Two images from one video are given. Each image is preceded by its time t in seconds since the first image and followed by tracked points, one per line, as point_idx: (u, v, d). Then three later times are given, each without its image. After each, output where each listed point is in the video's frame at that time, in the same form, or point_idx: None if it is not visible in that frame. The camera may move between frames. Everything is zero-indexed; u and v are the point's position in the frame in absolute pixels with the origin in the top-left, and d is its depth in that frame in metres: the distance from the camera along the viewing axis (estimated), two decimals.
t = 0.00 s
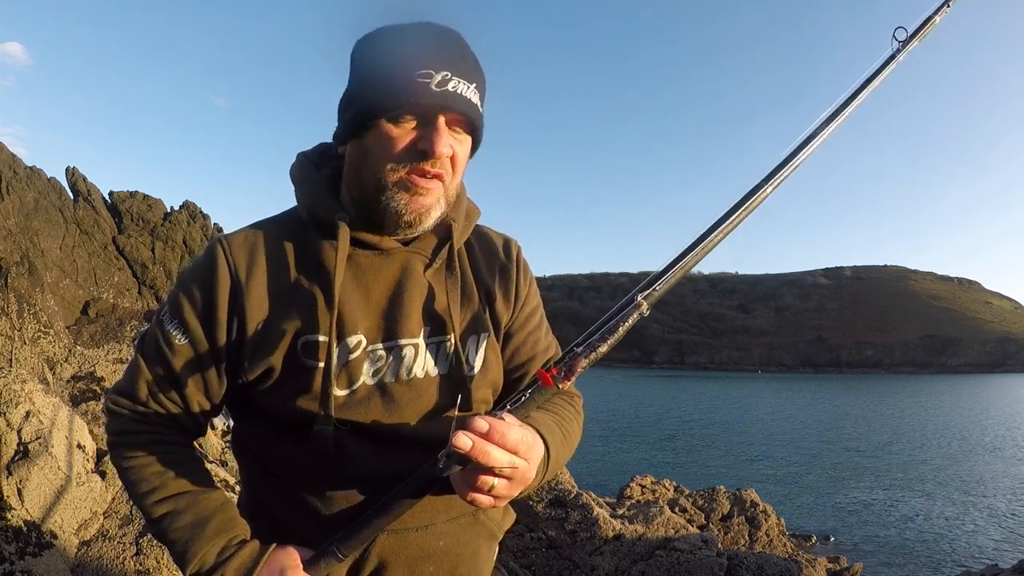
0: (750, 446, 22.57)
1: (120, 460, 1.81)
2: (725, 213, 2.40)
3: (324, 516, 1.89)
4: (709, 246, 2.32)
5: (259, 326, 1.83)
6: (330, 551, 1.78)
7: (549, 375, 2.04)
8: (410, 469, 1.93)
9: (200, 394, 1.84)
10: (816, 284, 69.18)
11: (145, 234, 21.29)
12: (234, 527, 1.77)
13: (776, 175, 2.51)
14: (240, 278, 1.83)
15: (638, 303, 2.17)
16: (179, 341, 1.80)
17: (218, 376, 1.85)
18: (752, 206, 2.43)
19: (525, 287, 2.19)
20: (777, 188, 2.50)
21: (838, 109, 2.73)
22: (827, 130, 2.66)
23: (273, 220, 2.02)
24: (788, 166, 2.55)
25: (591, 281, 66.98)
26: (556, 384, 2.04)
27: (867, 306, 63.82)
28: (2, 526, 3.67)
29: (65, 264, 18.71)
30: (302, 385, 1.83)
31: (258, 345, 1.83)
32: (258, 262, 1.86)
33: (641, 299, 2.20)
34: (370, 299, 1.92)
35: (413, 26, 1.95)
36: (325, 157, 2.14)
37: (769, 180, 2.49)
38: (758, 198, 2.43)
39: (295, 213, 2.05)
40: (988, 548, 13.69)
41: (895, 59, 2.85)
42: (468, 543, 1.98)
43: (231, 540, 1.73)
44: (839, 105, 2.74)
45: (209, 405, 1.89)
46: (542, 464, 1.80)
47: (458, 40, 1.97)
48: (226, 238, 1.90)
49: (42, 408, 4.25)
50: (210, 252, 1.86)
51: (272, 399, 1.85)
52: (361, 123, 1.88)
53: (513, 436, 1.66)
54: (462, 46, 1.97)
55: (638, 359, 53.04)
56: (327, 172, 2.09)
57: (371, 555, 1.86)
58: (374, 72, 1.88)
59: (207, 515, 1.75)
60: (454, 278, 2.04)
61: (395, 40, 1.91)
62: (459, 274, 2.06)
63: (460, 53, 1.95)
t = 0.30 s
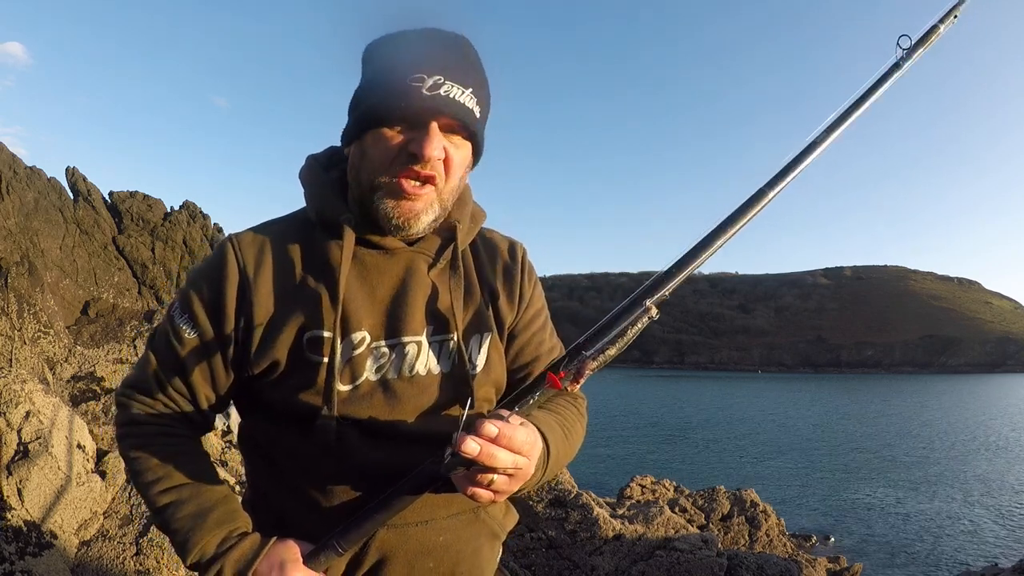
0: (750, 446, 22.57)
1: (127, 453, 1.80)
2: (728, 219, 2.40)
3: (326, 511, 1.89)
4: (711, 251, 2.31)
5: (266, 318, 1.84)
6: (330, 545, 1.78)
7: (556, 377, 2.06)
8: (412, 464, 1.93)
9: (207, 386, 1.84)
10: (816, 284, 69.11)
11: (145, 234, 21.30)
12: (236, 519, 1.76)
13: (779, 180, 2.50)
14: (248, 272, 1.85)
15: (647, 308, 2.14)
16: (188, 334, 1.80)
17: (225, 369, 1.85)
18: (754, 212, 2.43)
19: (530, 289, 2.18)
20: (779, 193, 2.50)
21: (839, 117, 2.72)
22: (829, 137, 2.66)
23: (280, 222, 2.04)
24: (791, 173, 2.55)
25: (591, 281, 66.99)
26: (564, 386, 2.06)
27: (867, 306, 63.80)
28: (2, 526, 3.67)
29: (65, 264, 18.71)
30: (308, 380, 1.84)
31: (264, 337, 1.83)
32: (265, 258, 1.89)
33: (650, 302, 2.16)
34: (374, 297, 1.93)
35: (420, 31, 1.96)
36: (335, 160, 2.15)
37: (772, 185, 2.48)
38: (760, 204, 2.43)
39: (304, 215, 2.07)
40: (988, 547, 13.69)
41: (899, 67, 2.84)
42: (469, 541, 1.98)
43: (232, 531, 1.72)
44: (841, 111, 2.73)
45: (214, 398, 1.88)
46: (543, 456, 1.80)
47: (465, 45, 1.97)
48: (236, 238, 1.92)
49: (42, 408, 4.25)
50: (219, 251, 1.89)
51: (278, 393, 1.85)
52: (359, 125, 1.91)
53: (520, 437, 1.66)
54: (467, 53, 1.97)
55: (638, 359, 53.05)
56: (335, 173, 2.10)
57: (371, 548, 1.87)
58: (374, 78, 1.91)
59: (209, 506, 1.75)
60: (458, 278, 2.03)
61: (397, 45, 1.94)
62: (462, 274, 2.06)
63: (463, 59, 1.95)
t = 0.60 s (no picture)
0: (750, 446, 22.57)
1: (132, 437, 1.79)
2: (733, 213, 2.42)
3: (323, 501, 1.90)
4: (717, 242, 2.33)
5: (272, 306, 1.87)
6: (323, 534, 1.78)
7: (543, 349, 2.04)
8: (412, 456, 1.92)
9: (213, 373, 1.85)
10: (816, 284, 69.08)
11: (145, 234, 21.32)
12: (233, 503, 1.75)
13: (780, 179, 2.53)
14: (257, 262, 1.87)
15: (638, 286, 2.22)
16: (197, 322, 1.82)
17: (231, 356, 1.87)
18: (757, 209, 2.46)
19: (534, 290, 2.20)
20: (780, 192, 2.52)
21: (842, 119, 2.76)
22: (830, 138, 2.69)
23: (290, 220, 2.07)
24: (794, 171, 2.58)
25: (591, 281, 67.00)
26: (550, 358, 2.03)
27: (867, 306, 63.79)
28: (2, 526, 3.67)
29: (66, 264, 18.69)
30: (310, 368, 1.85)
31: (270, 325, 1.85)
32: (274, 250, 1.91)
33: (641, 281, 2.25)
34: (376, 291, 1.95)
35: (447, 50, 1.91)
36: (347, 163, 2.18)
37: (776, 182, 2.52)
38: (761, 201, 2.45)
39: (314, 214, 2.11)
40: (988, 547, 13.70)
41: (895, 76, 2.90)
42: (466, 537, 1.98)
43: (227, 515, 1.71)
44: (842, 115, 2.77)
45: (217, 385, 1.89)
46: (528, 435, 1.69)
47: (489, 63, 1.94)
48: (246, 232, 1.95)
49: (42, 408, 4.25)
50: (230, 244, 1.92)
51: (281, 381, 1.87)
52: (383, 144, 1.88)
53: (502, 405, 1.53)
54: (494, 75, 1.94)
55: (638, 359, 53.05)
56: (349, 177, 2.13)
57: (365, 538, 1.87)
58: (400, 102, 1.87)
59: (207, 489, 1.73)
60: (461, 275, 2.05)
61: (425, 66, 1.88)
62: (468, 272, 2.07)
63: (490, 82, 1.93)
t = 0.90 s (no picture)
0: (750, 446, 22.57)
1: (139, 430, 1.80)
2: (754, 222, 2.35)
3: (325, 498, 1.90)
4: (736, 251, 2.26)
5: (278, 302, 1.87)
6: (322, 530, 1.78)
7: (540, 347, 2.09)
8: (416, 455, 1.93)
9: (219, 368, 1.86)
10: (816, 284, 69.07)
11: (145, 234, 21.34)
12: (234, 494, 1.75)
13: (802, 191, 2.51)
14: (264, 261, 1.88)
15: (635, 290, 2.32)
16: (205, 319, 1.83)
17: (237, 352, 1.88)
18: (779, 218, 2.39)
19: (542, 295, 2.17)
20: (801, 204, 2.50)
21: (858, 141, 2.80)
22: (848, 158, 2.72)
23: (296, 220, 2.07)
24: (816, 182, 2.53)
25: (591, 281, 67.03)
26: (547, 357, 2.08)
27: (867, 306, 63.80)
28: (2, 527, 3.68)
29: (65, 264, 18.64)
30: (315, 365, 1.85)
31: (275, 322, 1.86)
32: (281, 248, 1.92)
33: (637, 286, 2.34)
34: (382, 291, 1.95)
35: (446, 48, 1.91)
36: (357, 164, 2.17)
37: (797, 195, 2.47)
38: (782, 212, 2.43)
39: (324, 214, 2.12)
40: (988, 547, 13.70)
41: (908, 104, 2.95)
42: (467, 539, 1.98)
43: (228, 506, 1.71)
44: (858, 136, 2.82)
45: (223, 381, 1.90)
46: (530, 437, 1.68)
47: (491, 62, 1.93)
48: (255, 232, 1.97)
49: (42, 408, 4.24)
50: (238, 243, 1.94)
51: (287, 377, 1.87)
52: (385, 147, 1.88)
53: (508, 407, 1.50)
54: (495, 73, 1.93)
55: (638, 359, 53.05)
56: (358, 177, 2.13)
57: (366, 534, 1.88)
58: (402, 103, 1.87)
59: (209, 478, 1.74)
60: (467, 276, 2.03)
61: (423, 65, 1.89)
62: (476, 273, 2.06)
63: (489, 80, 1.92)
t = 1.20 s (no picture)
0: (750, 446, 22.58)
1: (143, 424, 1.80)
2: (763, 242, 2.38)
3: (329, 499, 1.90)
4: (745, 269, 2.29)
5: (288, 303, 1.87)
6: (328, 532, 1.78)
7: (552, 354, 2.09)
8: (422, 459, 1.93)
9: (225, 365, 1.85)
10: (816, 284, 69.07)
11: (145, 234, 21.34)
12: (238, 494, 1.74)
13: (813, 211, 2.52)
14: (274, 259, 1.88)
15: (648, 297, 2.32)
16: (213, 317, 1.82)
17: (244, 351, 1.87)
18: (785, 240, 2.42)
19: (555, 301, 2.18)
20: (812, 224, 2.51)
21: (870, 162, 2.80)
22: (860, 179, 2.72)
23: (307, 217, 2.07)
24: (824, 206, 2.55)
25: (591, 281, 67.04)
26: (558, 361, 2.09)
27: (867, 306, 63.81)
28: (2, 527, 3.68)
29: (66, 264, 18.62)
30: (322, 368, 1.85)
31: (284, 323, 1.86)
32: (292, 247, 1.92)
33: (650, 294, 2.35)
34: (392, 295, 1.95)
35: (457, 48, 1.88)
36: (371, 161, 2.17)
37: (805, 216, 2.49)
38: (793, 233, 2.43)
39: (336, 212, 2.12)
40: (988, 548, 13.69)
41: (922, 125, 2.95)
42: (470, 542, 1.98)
43: (232, 506, 1.70)
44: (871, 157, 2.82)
45: (228, 379, 1.89)
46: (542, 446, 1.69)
47: (504, 60, 1.90)
48: (266, 229, 1.96)
49: (42, 408, 4.24)
50: (247, 240, 1.93)
51: (293, 378, 1.87)
52: (397, 149, 1.87)
53: (515, 407, 1.52)
54: (508, 73, 1.90)
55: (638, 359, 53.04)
56: (371, 175, 2.12)
57: (371, 537, 1.88)
58: (414, 105, 1.85)
59: (214, 478, 1.73)
60: (480, 282, 2.04)
61: (433, 65, 1.87)
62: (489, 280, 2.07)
63: (503, 79, 1.88)
